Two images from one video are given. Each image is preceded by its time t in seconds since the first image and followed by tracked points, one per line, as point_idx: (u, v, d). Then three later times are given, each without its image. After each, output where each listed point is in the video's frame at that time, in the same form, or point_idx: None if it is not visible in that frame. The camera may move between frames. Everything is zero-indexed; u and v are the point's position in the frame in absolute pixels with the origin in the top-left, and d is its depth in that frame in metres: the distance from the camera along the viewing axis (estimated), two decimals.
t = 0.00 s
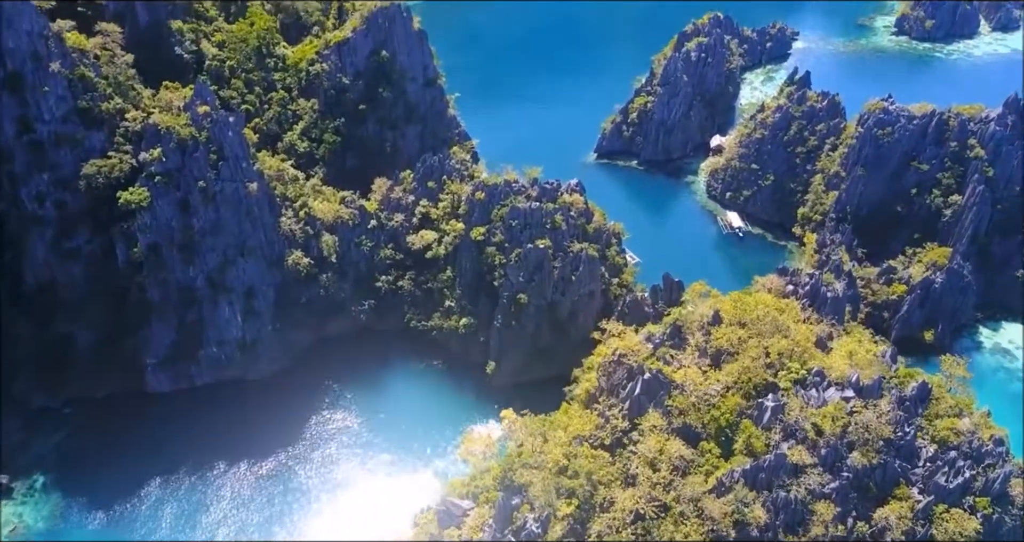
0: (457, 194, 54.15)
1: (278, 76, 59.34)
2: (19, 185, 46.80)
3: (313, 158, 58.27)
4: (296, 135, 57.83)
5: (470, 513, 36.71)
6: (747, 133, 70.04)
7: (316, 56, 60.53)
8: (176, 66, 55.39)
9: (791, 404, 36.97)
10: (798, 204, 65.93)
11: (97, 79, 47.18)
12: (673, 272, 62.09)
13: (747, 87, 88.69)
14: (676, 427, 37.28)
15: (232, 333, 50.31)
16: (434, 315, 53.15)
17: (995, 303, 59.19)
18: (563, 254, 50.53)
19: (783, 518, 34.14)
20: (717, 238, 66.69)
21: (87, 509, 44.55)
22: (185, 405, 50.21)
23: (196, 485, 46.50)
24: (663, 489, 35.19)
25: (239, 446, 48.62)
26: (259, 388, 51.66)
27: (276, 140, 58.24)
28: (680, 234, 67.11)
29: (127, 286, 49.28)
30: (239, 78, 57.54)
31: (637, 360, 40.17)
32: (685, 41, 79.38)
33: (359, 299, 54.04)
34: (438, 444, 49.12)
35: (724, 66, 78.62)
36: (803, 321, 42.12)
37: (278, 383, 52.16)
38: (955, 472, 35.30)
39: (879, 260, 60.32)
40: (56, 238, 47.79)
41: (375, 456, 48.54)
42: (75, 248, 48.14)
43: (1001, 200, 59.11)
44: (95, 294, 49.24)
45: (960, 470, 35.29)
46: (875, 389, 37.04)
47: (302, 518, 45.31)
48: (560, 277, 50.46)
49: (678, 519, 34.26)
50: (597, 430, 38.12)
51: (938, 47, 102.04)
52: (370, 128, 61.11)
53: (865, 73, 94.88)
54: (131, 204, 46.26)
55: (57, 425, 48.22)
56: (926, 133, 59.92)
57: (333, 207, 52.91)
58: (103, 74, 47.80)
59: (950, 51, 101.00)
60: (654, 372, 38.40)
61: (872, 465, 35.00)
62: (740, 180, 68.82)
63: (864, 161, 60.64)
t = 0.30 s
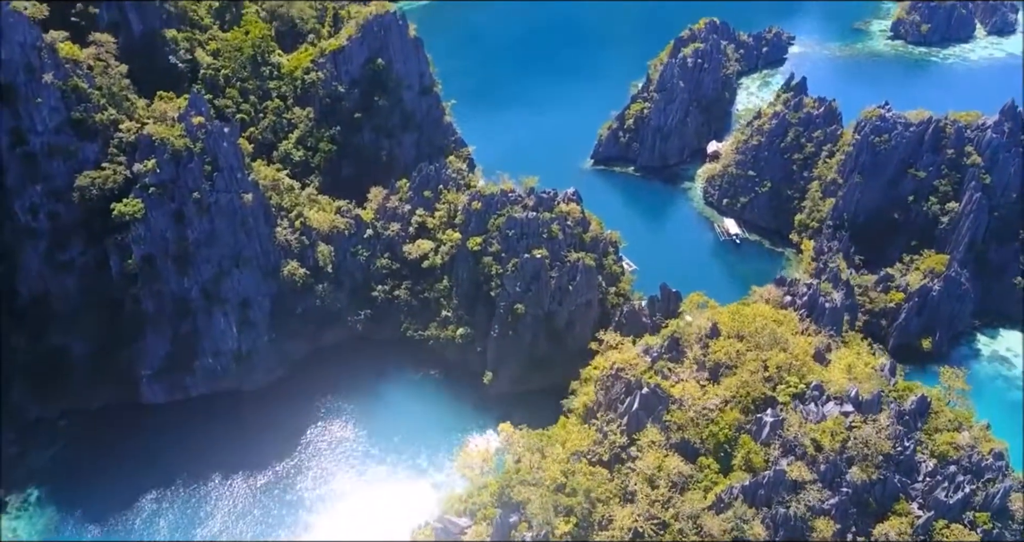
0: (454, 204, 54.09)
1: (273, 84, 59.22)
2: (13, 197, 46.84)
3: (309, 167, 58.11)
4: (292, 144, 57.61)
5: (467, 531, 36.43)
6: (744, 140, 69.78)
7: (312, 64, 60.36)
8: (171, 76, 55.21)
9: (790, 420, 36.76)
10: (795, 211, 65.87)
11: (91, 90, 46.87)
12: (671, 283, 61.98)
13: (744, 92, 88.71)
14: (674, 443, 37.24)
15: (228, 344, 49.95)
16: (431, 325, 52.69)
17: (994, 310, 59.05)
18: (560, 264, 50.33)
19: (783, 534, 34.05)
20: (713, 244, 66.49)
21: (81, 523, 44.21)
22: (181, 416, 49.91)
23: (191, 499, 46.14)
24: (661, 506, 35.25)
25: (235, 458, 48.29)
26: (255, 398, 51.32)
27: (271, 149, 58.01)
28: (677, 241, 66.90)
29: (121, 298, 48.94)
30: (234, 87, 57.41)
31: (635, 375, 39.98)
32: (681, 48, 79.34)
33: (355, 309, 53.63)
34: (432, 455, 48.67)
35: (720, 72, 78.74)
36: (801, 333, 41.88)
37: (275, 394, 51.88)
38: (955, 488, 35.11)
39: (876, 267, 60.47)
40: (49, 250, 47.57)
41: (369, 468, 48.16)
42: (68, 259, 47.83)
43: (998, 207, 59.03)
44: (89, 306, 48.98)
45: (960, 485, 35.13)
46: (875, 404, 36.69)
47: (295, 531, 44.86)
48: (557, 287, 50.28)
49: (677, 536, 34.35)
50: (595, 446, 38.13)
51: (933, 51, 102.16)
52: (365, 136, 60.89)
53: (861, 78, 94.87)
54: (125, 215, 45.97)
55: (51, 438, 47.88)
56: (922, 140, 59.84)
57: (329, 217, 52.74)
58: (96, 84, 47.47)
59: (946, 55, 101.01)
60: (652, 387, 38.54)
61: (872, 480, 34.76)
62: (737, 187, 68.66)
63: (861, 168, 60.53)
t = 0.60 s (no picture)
0: (450, 213, 53.57)
1: (268, 92, 59.14)
2: (5, 208, 46.15)
3: (304, 175, 57.63)
4: (287, 152, 57.04)
5: None
6: (740, 147, 69.78)
7: (307, 72, 60.37)
8: (165, 85, 54.83)
9: (789, 435, 36.58)
10: (792, 218, 65.68)
11: (84, 101, 46.68)
12: (667, 291, 61.86)
13: (740, 98, 88.61)
14: (672, 458, 37.14)
15: (223, 355, 49.67)
16: (428, 334, 52.39)
17: (991, 318, 58.97)
18: (557, 274, 50.26)
19: None
20: (710, 251, 66.29)
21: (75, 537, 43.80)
22: (177, 428, 49.59)
23: (186, 513, 45.72)
24: (660, 524, 35.04)
25: (231, 470, 47.95)
26: (251, 410, 50.97)
27: (266, 158, 57.37)
28: (674, 248, 66.71)
29: (115, 309, 48.52)
30: (228, 95, 56.94)
31: (633, 389, 39.88)
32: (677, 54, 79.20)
33: (352, 319, 53.38)
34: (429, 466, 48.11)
35: (716, 77, 78.73)
36: (800, 346, 41.65)
37: (271, 404, 51.52)
38: (955, 503, 34.99)
39: (874, 275, 60.35)
40: (43, 262, 47.07)
41: (365, 480, 47.68)
42: (62, 271, 47.46)
43: (994, 214, 59.00)
44: (83, 317, 48.58)
45: (960, 500, 35.01)
46: (874, 418, 36.50)
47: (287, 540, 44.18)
48: (554, 297, 50.12)
49: None
50: (594, 462, 37.91)
51: (929, 55, 102.16)
52: (361, 144, 60.65)
53: (857, 83, 94.86)
54: (119, 227, 45.75)
55: (45, 451, 47.47)
56: (919, 147, 59.72)
57: (325, 226, 52.57)
58: (90, 95, 47.34)
59: (942, 59, 101.09)
60: (651, 402, 38.41)
61: (871, 496, 34.68)
62: (734, 193, 68.49)
63: (858, 175, 60.48)
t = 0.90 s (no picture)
0: (447, 223, 53.22)
1: (263, 101, 58.80)
2: None
3: (299, 184, 57.31)
4: (282, 162, 56.72)
5: None
6: (738, 153, 69.36)
7: (302, 81, 60.34)
8: (159, 94, 54.59)
9: (789, 451, 36.40)
10: (790, 225, 65.62)
11: (77, 112, 46.29)
12: (664, 299, 61.56)
13: (736, 103, 88.59)
14: (671, 473, 37.02)
15: (218, 367, 49.46)
16: (424, 345, 52.11)
17: (989, 325, 58.68)
18: (554, 283, 49.91)
19: None
20: (707, 258, 66.05)
21: None
22: (171, 440, 49.25)
23: (181, 526, 45.13)
24: None
25: (226, 482, 47.49)
26: (246, 421, 50.67)
27: (261, 166, 56.91)
28: (671, 255, 66.47)
29: (109, 321, 48.21)
30: (223, 104, 56.76)
31: (631, 404, 39.45)
32: (673, 60, 79.08)
33: (348, 329, 53.15)
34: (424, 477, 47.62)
35: (713, 83, 78.86)
36: (799, 358, 41.54)
37: (267, 416, 51.18)
38: (955, 518, 34.92)
39: (871, 282, 59.84)
40: (37, 274, 46.89)
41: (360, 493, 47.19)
42: (56, 284, 47.19)
43: (991, 222, 59.15)
44: (77, 329, 48.31)
45: (960, 516, 34.91)
46: (873, 433, 36.31)
47: None
48: (551, 307, 49.83)
49: None
50: (592, 478, 37.78)
51: (925, 59, 102.21)
52: (356, 152, 60.41)
53: (854, 88, 94.86)
54: (113, 239, 45.29)
55: (38, 463, 47.09)
56: (916, 154, 59.55)
57: (320, 236, 52.30)
58: (83, 106, 46.93)
59: (938, 63, 101.13)
60: (649, 416, 38.03)
61: (871, 512, 34.53)
62: (731, 200, 68.22)
63: (855, 183, 60.36)
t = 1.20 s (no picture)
0: (443, 232, 53.01)
1: (258, 109, 58.52)
2: None
3: (295, 194, 57.06)
4: (277, 171, 56.49)
5: None
6: (734, 160, 69.08)
7: (297, 89, 59.87)
8: (152, 103, 54.17)
9: (787, 467, 36.22)
10: (787, 231, 65.45)
11: (71, 123, 46.10)
12: (662, 307, 61.37)
13: (732, 108, 88.57)
14: (670, 489, 36.69)
15: (213, 378, 49.13)
16: (421, 355, 51.69)
17: (987, 332, 58.55)
18: (551, 293, 49.79)
19: None
20: (705, 265, 65.84)
21: None
22: (166, 452, 48.86)
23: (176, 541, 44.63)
24: None
25: (222, 495, 47.04)
26: (241, 432, 50.27)
27: (255, 175, 56.62)
28: (668, 262, 66.27)
29: (103, 333, 47.91)
30: (218, 112, 56.44)
31: (629, 417, 39.33)
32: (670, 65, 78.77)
33: (344, 338, 52.64)
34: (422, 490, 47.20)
35: (709, 89, 78.88)
36: (797, 371, 41.45)
37: (263, 427, 50.79)
38: (955, 533, 34.91)
39: (868, 289, 59.52)
40: (29, 286, 46.37)
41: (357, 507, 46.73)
42: (49, 295, 46.80)
43: (988, 229, 59.11)
44: (71, 341, 47.94)
45: (960, 531, 34.88)
46: (872, 449, 36.16)
47: None
48: (548, 317, 49.68)
49: None
50: (590, 494, 37.54)
51: (920, 63, 102.28)
52: (352, 160, 60.24)
53: (850, 92, 94.85)
54: (107, 250, 45.15)
55: (31, 476, 46.70)
56: (913, 161, 59.43)
57: (315, 246, 51.92)
58: (76, 117, 46.72)
59: (933, 67, 101.18)
60: (647, 432, 37.76)
61: (870, 528, 34.44)
62: (728, 207, 68.05)
63: (852, 190, 60.29)
